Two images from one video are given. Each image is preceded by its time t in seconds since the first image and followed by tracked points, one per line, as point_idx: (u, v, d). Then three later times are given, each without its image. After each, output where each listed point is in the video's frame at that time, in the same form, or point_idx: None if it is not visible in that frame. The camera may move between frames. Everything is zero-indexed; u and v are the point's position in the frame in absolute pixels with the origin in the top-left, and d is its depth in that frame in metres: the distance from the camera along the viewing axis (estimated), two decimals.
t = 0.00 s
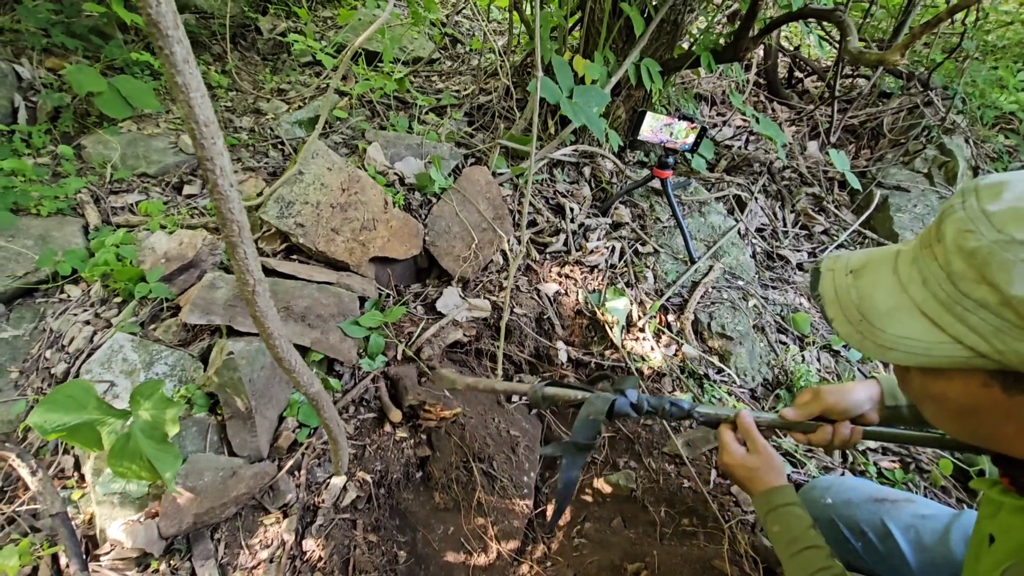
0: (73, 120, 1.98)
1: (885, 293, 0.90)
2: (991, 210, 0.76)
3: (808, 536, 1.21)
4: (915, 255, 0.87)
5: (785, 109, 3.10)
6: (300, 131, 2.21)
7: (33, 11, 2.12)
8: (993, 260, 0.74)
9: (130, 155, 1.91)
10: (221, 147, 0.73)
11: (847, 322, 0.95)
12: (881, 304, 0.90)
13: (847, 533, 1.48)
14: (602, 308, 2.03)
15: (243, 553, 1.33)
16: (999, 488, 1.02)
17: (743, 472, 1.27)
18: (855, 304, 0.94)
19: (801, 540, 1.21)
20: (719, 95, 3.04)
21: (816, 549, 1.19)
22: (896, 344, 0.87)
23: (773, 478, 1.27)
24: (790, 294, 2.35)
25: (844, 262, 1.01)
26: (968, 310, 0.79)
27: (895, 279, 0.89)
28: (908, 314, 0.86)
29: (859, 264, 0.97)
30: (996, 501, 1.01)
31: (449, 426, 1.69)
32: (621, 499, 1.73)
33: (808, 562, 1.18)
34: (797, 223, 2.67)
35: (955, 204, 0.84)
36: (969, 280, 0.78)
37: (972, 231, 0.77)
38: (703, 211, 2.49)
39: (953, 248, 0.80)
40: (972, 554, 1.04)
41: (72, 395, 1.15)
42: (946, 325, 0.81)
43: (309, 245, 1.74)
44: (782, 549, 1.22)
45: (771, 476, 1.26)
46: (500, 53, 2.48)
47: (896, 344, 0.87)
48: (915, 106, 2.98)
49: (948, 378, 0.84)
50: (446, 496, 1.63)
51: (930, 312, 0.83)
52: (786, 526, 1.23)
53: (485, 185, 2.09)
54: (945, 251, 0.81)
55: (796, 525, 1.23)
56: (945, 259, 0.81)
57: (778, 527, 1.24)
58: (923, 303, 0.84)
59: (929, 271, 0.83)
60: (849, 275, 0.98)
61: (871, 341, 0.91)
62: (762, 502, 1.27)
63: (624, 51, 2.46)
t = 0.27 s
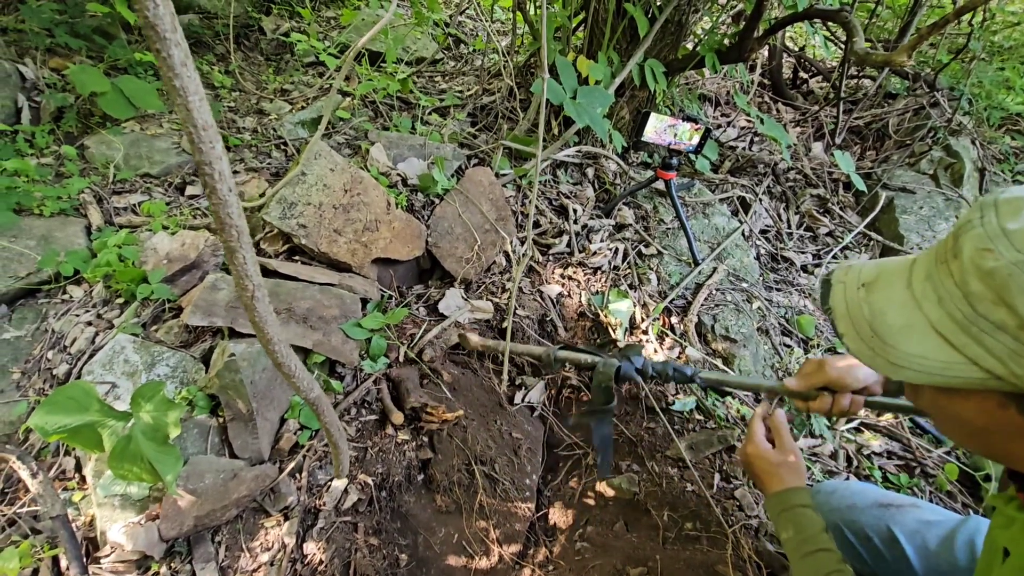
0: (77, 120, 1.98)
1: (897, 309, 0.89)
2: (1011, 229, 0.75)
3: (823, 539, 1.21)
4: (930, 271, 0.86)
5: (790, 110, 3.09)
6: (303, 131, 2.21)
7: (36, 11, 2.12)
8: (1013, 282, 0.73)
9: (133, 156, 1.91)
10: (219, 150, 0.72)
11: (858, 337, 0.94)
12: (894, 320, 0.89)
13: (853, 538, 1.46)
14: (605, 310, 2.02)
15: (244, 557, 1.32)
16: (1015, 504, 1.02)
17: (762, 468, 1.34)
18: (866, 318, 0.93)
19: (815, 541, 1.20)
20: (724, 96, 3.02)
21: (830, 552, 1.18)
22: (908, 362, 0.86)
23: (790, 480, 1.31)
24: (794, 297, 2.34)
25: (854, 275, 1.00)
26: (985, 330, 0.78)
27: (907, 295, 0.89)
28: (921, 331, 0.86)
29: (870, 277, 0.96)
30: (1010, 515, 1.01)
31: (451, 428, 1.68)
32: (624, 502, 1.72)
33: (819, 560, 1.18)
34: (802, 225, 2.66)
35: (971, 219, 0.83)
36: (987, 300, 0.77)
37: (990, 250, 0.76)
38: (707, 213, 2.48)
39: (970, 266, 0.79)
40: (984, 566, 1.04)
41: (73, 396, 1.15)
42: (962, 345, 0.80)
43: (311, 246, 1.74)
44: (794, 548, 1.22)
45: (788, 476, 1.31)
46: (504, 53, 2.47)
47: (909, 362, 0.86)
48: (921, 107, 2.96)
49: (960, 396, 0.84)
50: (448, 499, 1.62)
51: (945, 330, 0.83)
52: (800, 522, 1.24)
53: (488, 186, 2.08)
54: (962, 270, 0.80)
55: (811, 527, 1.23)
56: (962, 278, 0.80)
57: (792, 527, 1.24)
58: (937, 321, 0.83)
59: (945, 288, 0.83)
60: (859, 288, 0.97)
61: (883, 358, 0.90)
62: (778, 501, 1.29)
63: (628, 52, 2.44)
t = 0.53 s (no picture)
0: (74, 116, 1.97)
1: (877, 336, 0.88)
2: (976, 247, 0.75)
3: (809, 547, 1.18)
4: (902, 293, 0.86)
5: (794, 107, 3.06)
6: (302, 128, 2.19)
7: (35, 7, 2.11)
8: (986, 301, 0.72)
9: (130, 151, 1.90)
10: (193, 134, 0.70)
11: (841, 368, 0.92)
12: (875, 348, 0.87)
13: (856, 542, 1.44)
14: (605, 309, 1.99)
15: (236, 556, 1.31)
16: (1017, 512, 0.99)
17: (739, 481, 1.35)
18: (846, 348, 0.91)
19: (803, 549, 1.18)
20: (727, 93, 3.00)
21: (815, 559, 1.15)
22: (897, 390, 0.84)
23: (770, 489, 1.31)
24: (798, 296, 2.31)
25: (830, 302, 0.98)
26: (967, 351, 0.76)
27: (885, 319, 0.87)
28: (903, 356, 0.84)
29: (844, 306, 0.96)
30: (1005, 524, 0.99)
31: (448, 427, 1.66)
32: (623, 503, 1.69)
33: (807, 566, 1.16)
34: (806, 223, 2.63)
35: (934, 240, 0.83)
36: (963, 320, 0.76)
37: (959, 269, 0.75)
38: (709, 211, 2.45)
39: (941, 287, 0.78)
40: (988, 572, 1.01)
41: (63, 393, 1.12)
42: (947, 368, 0.78)
43: (308, 242, 1.72)
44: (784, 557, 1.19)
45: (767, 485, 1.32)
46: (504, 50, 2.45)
47: (897, 390, 0.84)
48: (928, 104, 2.92)
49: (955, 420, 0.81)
50: (445, 499, 1.60)
51: (926, 353, 0.81)
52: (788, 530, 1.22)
53: (487, 182, 2.06)
54: (935, 291, 0.79)
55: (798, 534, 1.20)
56: (935, 299, 0.79)
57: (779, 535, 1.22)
58: (918, 345, 0.82)
59: (921, 310, 0.81)
60: (836, 318, 0.96)
61: (869, 387, 0.87)
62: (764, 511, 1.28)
63: (630, 48, 2.42)
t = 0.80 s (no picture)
0: (71, 114, 1.97)
1: (876, 340, 0.88)
2: (970, 248, 0.76)
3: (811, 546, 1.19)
4: (899, 298, 0.86)
5: (796, 107, 3.04)
6: (299, 127, 2.19)
7: (34, 6, 2.11)
8: (984, 302, 0.73)
9: (126, 150, 1.89)
10: (164, 125, 0.69)
11: (841, 374, 0.92)
12: (874, 353, 0.87)
13: (858, 545, 1.41)
14: (604, 309, 1.97)
15: (227, 558, 1.30)
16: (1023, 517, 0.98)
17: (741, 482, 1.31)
18: (845, 354, 0.91)
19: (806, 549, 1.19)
20: (728, 93, 2.98)
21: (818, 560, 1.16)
22: (898, 395, 0.84)
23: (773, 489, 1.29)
24: (799, 297, 2.29)
25: (827, 308, 0.99)
26: (967, 354, 0.77)
27: (884, 323, 0.88)
28: (903, 361, 0.84)
29: (842, 312, 0.96)
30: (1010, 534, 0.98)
31: (444, 428, 1.65)
32: (620, 506, 1.68)
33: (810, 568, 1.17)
34: (808, 224, 2.61)
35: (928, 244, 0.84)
36: (961, 322, 0.76)
37: (955, 272, 0.76)
38: (710, 211, 2.43)
39: (937, 289, 0.78)
40: None
41: (54, 391, 1.11)
42: (949, 371, 0.79)
43: (303, 241, 1.71)
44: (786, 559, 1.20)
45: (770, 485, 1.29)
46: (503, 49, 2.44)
47: (897, 395, 0.84)
48: (931, 104, 2.90)
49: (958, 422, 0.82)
50: (440, 500, 1.59)
51: (926, 357, 0.81)
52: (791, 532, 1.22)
53: (485, 182, 2.05)
54: (931, 295, 0.79)
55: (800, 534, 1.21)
56: (932, 302, 0.80)
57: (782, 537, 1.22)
58: (917, 348, 0.82)
59: (918, 314, 0.82)
60: (834, 324, 0.96)
61: (870, 392, 0.88)
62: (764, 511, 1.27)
63: (630, 47, 2.40)
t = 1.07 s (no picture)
0: (74, 118, 1.98)
1: (836, 379, 0.88)
2: (921, 296, 0.75)
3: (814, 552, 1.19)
4: (860, 337, 0.86)
5: (797, 111, 3.04)
6: (300, 130, 2.20)
7: (37, 10, 2.13)
8: (931, 355, 0.73)
9: (128, 154, 1.91)
10: (157, 142, 0.70)
11: (807, 410, 0.92)
12: (834, 392, 0.87)
13: (855, 550, 1.40)
14: (602, 313, 1.97)
15: (225, 561, 1.31)
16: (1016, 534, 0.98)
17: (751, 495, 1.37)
18: (810, 390, 0.92)
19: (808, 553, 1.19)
20: (729, 97, 2.98)
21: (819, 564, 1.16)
22: (858, 434, 0.85)
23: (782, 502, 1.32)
24: (798, 301, 2.29)
25: (798, 342, 0.99)
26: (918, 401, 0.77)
27: (844, 362, 0.88)
28: (862, 402, 0.84)
29: (811, 346, 0.95)
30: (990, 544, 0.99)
31: (442, 432, 1.66)
32: (617, 510, 1.68)
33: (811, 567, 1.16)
34: (807, 228, 2.61)
35: (888, 284, 0.83)
36: (911, 371, 0.76)
37: (906, 320, 0.76)
38: (709, 215, 2.43)
39: (891, 335, 0.78)
40: None
41: (53, 395, 1.12)
42: (904, 416, 0.79)
43: (302, 246, 1.72)
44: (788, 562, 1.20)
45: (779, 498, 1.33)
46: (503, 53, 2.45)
47: (858, 435, 0.85)
48: (931, 108, 2.90)
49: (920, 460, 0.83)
50: (437, 504, 1.60)
51: (882, 400, 0.81)
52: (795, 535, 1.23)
53: (484, 186, 2.06)
54: (885, 340, 0.79)
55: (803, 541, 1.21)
56: (886, 348, 0.79)
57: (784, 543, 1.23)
58: (874, 391, 0.82)
59: (876, 357, 0.82)
60: (803, 359, 0.96)
61: (834, 430, 0.89)
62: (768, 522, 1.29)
63: (629, 51, 2.41)
